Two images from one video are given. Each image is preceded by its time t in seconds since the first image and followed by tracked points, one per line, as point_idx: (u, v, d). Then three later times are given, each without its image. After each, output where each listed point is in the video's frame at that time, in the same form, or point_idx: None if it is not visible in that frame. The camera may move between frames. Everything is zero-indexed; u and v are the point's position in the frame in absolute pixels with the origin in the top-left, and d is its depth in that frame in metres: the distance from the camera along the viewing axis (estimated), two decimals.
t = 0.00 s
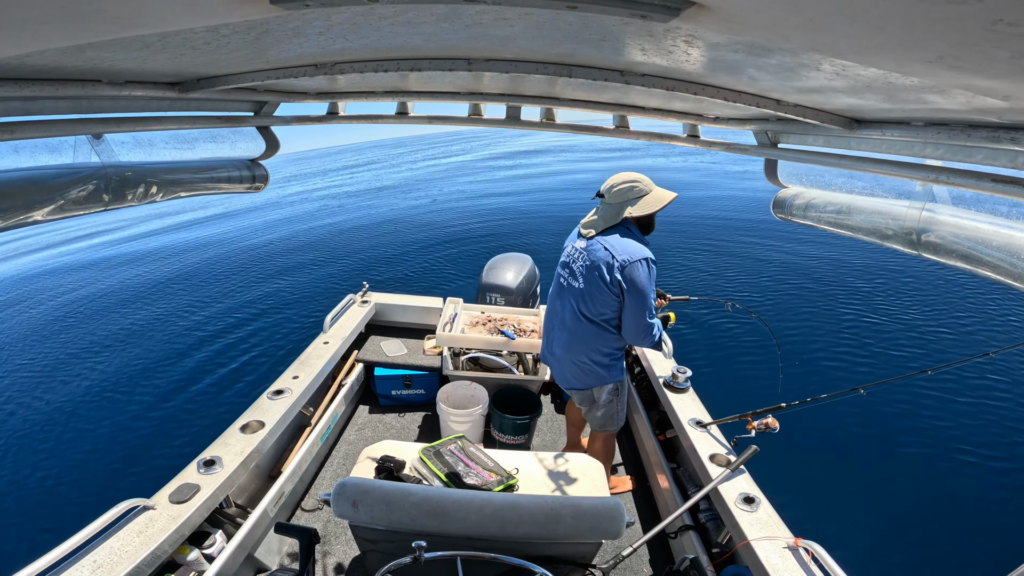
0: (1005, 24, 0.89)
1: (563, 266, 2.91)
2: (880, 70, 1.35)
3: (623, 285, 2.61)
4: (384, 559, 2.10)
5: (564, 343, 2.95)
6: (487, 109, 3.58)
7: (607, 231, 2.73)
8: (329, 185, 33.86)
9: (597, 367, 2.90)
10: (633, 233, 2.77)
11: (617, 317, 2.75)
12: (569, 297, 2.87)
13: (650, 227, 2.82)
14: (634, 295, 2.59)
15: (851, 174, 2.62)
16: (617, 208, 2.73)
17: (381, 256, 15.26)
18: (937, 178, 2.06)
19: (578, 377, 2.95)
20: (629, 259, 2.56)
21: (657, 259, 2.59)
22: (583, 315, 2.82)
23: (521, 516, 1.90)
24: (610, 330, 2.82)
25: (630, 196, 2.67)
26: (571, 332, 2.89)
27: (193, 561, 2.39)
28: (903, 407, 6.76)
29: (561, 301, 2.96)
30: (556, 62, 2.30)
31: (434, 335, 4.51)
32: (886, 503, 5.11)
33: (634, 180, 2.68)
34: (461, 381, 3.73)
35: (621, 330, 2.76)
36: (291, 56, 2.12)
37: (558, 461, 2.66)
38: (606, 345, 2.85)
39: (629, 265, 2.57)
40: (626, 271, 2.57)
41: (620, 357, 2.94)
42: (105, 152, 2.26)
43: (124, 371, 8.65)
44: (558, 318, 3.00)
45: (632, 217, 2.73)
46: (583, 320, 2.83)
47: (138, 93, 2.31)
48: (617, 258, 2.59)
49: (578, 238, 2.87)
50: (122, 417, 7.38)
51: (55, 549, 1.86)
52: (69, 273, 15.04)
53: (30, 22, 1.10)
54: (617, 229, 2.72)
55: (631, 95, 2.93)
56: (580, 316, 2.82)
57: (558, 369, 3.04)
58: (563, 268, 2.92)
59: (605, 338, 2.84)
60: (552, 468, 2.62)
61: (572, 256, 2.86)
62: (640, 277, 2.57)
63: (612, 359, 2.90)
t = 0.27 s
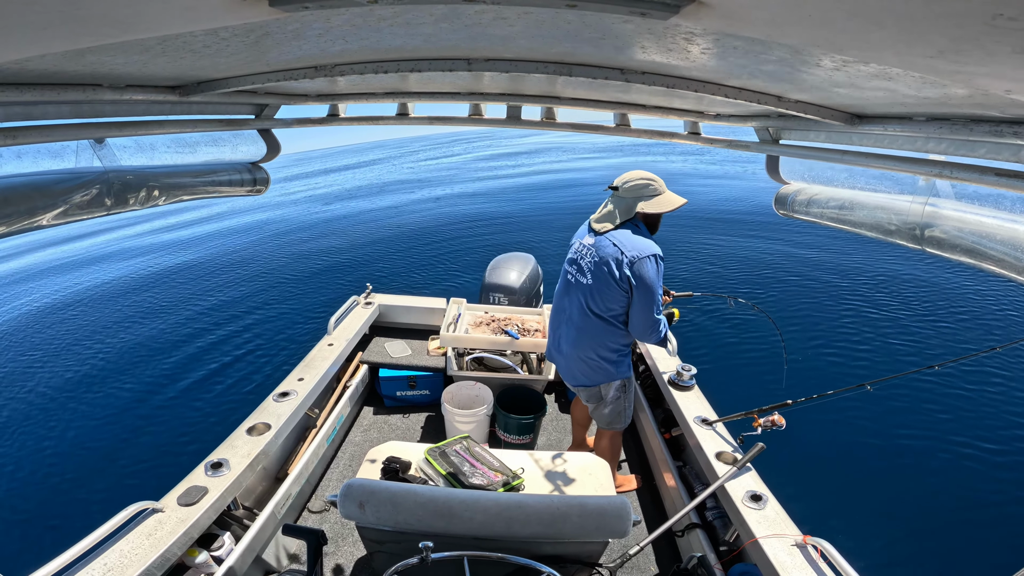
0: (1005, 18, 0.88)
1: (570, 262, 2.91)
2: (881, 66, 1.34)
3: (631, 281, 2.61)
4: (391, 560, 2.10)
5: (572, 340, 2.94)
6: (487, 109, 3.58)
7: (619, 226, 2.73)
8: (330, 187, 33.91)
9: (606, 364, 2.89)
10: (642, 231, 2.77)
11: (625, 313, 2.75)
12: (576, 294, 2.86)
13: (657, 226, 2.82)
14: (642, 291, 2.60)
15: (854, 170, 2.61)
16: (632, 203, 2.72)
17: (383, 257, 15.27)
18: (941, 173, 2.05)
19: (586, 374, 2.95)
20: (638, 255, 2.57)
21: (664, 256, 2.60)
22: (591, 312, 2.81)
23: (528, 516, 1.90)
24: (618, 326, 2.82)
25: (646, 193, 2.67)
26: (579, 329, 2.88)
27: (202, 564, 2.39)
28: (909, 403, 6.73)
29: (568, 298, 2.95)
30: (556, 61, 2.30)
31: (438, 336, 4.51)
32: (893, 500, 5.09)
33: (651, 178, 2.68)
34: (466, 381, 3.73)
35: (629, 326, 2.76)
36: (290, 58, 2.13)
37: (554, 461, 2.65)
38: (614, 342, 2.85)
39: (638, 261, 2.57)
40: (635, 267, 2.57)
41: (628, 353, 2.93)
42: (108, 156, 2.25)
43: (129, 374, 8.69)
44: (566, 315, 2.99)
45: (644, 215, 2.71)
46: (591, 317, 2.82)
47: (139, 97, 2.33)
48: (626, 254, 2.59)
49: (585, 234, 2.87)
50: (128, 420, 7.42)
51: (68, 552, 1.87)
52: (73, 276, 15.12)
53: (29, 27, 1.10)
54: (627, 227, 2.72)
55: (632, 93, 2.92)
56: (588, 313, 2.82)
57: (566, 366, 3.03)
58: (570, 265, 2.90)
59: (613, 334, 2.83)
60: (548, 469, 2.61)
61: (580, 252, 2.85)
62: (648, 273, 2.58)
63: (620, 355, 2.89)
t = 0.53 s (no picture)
0: (1003, 11, 0.88)
1: (575, 255, 2.91)
2: (880, 59, 1.34)
3: (638, 272, 2.62)
4: (398, 559, 2.11)
5: (580, 333, 2.94)
6: (487, 108, 3.58)
7: (630, 218, 2.73)
8: (332, 187, 33.93)
9: (614, 356, 2.89)
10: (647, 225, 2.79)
11: (632, 305, 2.76)
12: (583, 286, 2.87)
13: (660, 220, 2.84)
14: (648, 282, 2.61)
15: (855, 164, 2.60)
16: (641, 195, 2.72)
17: (385, 256, 15.29)
18: (942, 166, 2.03)
19: (594, 366, 2.94)
20: (644, 247, 2.58)
21: (669, 248, 2.62)
22: (598, 304, 2.81)
23: (534, 513, 1.90)
24: (625, 318, 2.82)
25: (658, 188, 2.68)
26: (586, 321, 2.88)
27: (213, 566, 2.35)
28: (913, 396, 6.71)
29: (575, 291, 2.95)
30: (555, 58, 2.29)
31: (442, 335, 4.52)
32: (898, 494, 5.08)
33: (662, 175, 2.68)
34: (470, 379, 3.74)
35: (636, 317, 2.77)
36: (289, 59, 2.13)
37: (551, 462, 2.64)
38: (621, 334, 2.84)
39: (643, 253, 2.58)
40: (641, 258, 2.58)
41: (635, 345, 2.93)
42: (108, 160, 2.25)
43: (134, 376, 8.73)
44: (573, 308, 2.99)
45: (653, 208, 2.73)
46: (598, 309, 2.82)
47: (138, 100, 2.34)
48: (632, 246, 2.59)
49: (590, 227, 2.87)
50: (134, 421, 7.45)
51: (80, 554, 1.89)
52: (77, 279, 15.18)
53: (27, 32, 1.11)
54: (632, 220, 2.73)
55: (632, 89, 2.91)
56: (595, 305, 2.82)
57: (574, 359, 3.02)
58: (576, 258, 2.90)
59: (620, 325, 2.83)
60: (545, 470, 2.61)
61: (585, 246, 2.86)
62: (654, 265, 2.59)
63: (627, 347, 2.89)
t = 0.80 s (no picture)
0: (1004, 6, 0.88)
1: (574, 249, 2.92)
2: (881, 55, 1.33)
3: (635, 263, 2.62)
4: (402, 557, 2.12)
5: (580, 326, 2.94)
6: (487, 105, 3.57)
7: (629, 209, 2.73)
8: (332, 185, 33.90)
9: (614, 348, 2.88)
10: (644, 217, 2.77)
11: (631, 296, 2.76)
12: (582, 280, 2.87)
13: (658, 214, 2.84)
14: (646, 273, 2.61)
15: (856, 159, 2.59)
16: (639, 188, 2.72)
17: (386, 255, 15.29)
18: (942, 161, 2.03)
19: (595, 358, 2.93)
20: (640, 238, 2.58)
21: (666, 239, 2.62)
22: (597, 296, 2.82)
23: (538, 511, 1.90)
24: (624, 310, 2.82)
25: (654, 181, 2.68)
26: (586, 314, 2.89)
27: (219, 565, 2.38)
28: (915, 391, 6.71)
29: (575, 284, 2.96)
30: (554, 55, 2.29)
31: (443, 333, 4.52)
32: (900, 489, 5.09)
33: (660, 169, 2.69)
34: (472, 377, 3.74)
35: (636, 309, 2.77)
36: (287, 58, 2.13)
37: (550, 462, 2.64)
38: (621, 325, 2.84)
39: (641, 244, 2.58)
40: (638, 249, 2.59)
41: (636, 337, 2.93)
42: (107, 161, 2.27)
43: (136, 375, 8.74)
44: (573, 301, 3.00)
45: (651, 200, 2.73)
46: (598, 301, 2.82)
47: (137, 100, 2.34)
48: (629, 237, 2.60)
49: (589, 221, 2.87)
50: (136, 421, 7.47)
51: (87, 555, 1.90)
52: (77, 278, 15.17)
53: (26, 33, 1.11)
54: (631, 213, 2.72)
55: (631, 86, 2.91)
56: (594, 297, 2.82)
57: (575, 352, 3.02)
58: (575, 251, 2.91)
59: (620, 317, 2.83)
60: (543, 469, 2.60)
61: (584, 239, 2.86)
62: (652, 256, 2.59)
63: (627, 339, 2.89)
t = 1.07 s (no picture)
0: (1004, 7, 0.88)
1: (566, 248, 2.92)
2: (882, 56, 1.33)
3: (626, 260, 2.62)
4: (401, 555, 2.12)
5: (574, 324, 2.95)
6: (487, 104, 3.56)
7: (617, 206, 2.73)
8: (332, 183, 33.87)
9: (609, 346, 2.88)
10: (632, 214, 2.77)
11: (623, 294, 2.75)
12: (575, 278, 2.88)
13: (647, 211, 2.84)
14: (637, 270, 2.61)
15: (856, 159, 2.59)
16: (627, 185, 2.73)
17: (386, 253, 15.29)
18: (942, 161, 2.03)
19: (590, 357, 2.94)
20: (629, 235, 2.59)
21: (656, 236, 2.62)
22: (590, 295, 2.82)
23: (536, 509, 1.91)
24: (617, 307, 2.81)
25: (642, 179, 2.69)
26: (580, 312, 2.89)
27: (217, 564, 2.36)
28: (914, 391, 6.72)
29: (568, 283, 2.96)
30: (554, 54, 2.28)
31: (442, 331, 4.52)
32: (898, 489, 5.10)
33: (650, 167, 2.70)
34: (471, 375, 3.75)
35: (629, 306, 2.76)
36: (287, 56, 2.12)
37: (550, 462, 2.63)
38: (615, 323, 2.84)
39: (631, 241, 2.59)
40: (628, 246, 2.59)
41: (630, 334, 2.93)
42: (107, 157, 2.27)
43: (135, 372, 8.73)
44: (567, 300, 3.00)
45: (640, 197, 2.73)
46: (590, 299, 2.83)
47: (137, 97, 2.34)
48: (619, 235, 2.60)
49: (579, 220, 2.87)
50: (135, 418, 7.47)
51: (84, 553, 1.90)
52: (77, 275, 15.16)
53: (25, 30, 1.11)
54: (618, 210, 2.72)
55: (632, 85, 2.90)
56: (586, 295, 2.83)
57: (570, 351, 3.03)
58: (567, 251, 2.92)
59: (613, 315, 2.83)
60: (543, 470, 2.60)
61: (575, 238, 2.87)
62: (642, 252, 2.59)
63: (622, 336, 2.88)
